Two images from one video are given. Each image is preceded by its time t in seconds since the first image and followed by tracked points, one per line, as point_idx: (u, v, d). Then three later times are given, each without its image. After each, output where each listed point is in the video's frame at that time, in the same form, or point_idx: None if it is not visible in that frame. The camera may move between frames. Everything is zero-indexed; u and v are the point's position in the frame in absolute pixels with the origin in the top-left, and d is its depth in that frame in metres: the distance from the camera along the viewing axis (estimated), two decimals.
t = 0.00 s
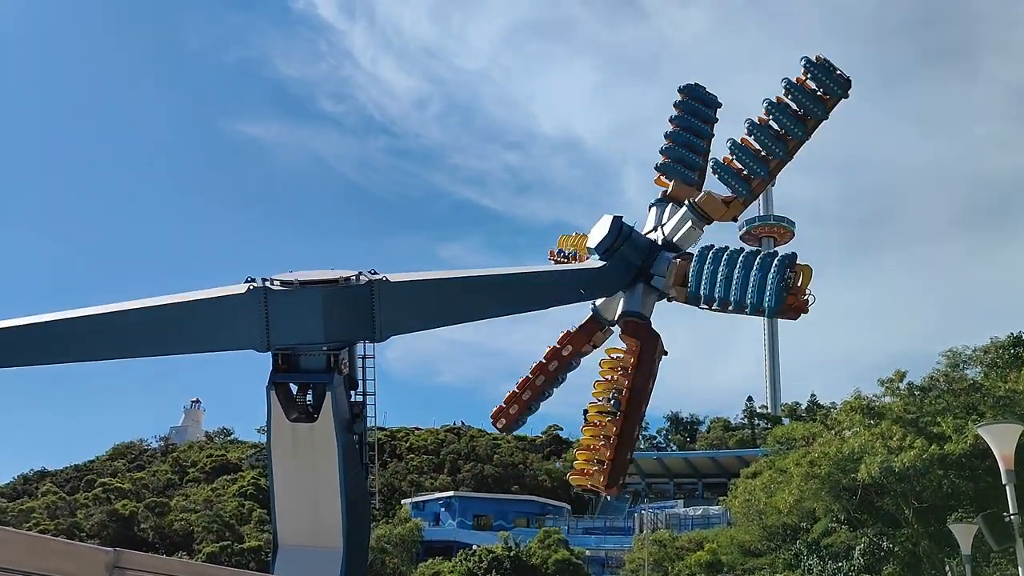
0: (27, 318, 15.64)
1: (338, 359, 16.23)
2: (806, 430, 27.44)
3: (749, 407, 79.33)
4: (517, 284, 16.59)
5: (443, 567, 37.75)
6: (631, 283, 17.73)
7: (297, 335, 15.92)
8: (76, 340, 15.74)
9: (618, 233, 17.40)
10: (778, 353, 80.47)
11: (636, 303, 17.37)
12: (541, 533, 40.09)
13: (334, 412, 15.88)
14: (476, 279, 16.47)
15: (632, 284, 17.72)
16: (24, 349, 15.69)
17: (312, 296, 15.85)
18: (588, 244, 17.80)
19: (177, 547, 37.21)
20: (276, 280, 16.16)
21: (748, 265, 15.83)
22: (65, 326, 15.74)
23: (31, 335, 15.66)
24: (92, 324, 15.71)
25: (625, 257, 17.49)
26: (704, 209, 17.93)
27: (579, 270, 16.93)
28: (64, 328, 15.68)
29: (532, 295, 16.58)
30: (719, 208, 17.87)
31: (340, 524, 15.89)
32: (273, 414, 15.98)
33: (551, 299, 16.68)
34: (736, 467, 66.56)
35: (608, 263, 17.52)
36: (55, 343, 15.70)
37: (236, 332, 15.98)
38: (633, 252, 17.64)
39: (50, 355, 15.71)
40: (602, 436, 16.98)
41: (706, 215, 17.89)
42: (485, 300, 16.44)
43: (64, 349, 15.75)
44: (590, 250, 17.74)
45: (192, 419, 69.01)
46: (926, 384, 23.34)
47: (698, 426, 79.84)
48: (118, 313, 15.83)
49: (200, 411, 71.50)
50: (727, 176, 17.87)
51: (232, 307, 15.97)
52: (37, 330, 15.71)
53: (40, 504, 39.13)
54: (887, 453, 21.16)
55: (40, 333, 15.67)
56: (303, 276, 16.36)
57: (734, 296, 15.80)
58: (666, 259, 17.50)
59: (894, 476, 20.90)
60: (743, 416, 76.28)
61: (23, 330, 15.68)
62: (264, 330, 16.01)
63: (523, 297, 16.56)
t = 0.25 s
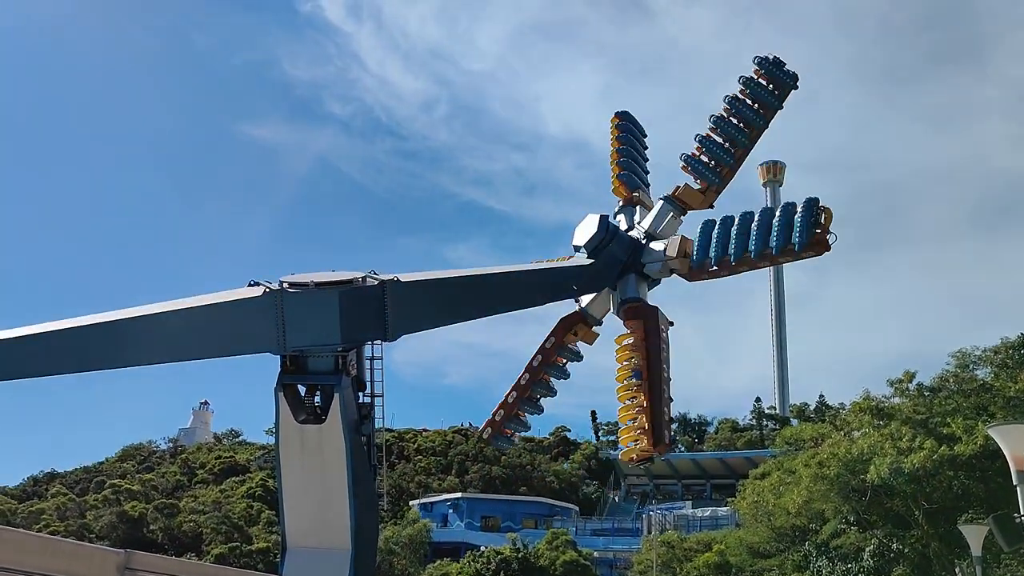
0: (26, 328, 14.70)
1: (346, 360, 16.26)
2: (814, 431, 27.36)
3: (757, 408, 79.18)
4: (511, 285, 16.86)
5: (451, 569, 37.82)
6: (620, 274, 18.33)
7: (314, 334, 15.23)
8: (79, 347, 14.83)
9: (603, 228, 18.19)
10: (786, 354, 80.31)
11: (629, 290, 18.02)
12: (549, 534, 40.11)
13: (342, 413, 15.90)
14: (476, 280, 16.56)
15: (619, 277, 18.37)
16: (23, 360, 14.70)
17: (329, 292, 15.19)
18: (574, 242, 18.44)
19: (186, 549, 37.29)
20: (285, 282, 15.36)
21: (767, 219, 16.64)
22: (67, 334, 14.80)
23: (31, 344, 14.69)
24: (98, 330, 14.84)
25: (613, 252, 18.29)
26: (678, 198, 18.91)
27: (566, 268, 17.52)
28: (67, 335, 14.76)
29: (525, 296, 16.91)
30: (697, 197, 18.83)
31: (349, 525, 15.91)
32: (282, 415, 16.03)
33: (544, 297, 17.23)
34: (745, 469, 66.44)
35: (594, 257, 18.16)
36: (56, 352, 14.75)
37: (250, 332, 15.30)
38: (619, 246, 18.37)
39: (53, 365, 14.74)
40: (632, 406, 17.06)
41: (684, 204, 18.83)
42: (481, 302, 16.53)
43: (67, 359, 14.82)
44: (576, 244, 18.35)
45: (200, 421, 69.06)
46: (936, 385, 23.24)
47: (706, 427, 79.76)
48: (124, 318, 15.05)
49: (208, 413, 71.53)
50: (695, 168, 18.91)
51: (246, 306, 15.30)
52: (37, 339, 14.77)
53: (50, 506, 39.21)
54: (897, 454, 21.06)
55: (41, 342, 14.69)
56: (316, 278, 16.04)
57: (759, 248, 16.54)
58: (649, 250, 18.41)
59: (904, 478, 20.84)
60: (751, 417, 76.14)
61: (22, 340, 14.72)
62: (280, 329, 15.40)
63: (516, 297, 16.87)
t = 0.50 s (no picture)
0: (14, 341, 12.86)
1: (356, 361, 16.27)
2: (825, 431, 27.26)
3: (767, 407, 78.95)
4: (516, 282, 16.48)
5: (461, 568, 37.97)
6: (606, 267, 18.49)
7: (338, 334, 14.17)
8: (76, 358, 13.05)
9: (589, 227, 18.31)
10: (796, 353, 80.08)
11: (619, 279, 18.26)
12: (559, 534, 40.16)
13: (352, 413, 15.94)
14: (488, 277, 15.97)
15: (606, 270, 18.57)
16: (11, 377, 12.83)
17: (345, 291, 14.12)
18: (559, 239, 18.45)
19: (198, 549, 37.47)
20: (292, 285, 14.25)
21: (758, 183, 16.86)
22: (61, 345, 12.98)
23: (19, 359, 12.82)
24: (99, 341, 13.06)
25: (599, 248, 18.42)
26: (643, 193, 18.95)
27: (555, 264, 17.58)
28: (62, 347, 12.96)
29: (524, 292, 16.73)
30: (665, 188, 18.74)
31: (359, 526, 15.92)
32: (292, 416, 16.07)
33: (540, 292, 17.18)
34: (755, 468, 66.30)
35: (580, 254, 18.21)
36: (50, 367, 12.92)
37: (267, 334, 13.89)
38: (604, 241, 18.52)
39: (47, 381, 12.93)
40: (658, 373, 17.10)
41: (653, 198, 18.81)
42: (490, 299, 15.96)
43: (61, 373, 12.98)
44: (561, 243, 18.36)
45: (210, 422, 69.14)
46: (948, 384, 23.13)
47: (716, 427, 79.60)
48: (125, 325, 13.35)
49: (218, 414, 71.58)
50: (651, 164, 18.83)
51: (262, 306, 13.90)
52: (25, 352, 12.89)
53: (62, 507, 39.46)
54: (909, 453, 20.96)
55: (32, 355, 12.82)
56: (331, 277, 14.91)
57: (757, 208, 16.76)
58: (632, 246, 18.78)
59: (914, 477, 20.76)
60: (762, 416, 75.93)
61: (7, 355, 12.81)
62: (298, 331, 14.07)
63: (519, 294, 16.52)
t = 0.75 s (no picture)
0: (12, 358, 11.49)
1: (367, 361, 16.28)
2: (838, 428, 27.15)
3: (779, 405, 78.72)
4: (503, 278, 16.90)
5: (473, 567, 38.05)
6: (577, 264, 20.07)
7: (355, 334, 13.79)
8: (88, 373, 11.89)
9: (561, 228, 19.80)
10: (808, 351, 79.84)
11: (603, 267, 19.96)
12: (571, 533, 40.16)
13: (364, 413, 15.96)
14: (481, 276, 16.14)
15: (586, 262, 20.18)
16: (10, 396, 11.50)
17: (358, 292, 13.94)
18: (537, 236, 19.84)
19: (211, 548, 37.65)
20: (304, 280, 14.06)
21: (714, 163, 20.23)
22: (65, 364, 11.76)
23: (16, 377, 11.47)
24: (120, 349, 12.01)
25: (574, 245, 19.97)
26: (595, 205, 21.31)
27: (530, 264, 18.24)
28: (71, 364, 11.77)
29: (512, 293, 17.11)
30: (616, 183, 21.45)
31: (372, 524, 15.95)
32: (304, 415, 16.10)
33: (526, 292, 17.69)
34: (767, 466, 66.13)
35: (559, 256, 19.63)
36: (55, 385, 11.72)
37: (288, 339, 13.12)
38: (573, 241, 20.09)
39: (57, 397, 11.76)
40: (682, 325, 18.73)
41: (609, 193, 21.38)
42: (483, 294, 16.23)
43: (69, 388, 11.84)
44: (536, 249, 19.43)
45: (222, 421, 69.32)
46: (962, 380, 23.00)
47: (728, 424, 79.45)
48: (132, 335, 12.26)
49: (230, 414, 71.77)
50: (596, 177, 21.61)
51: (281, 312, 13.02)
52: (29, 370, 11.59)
53: (77, 506, 39.70)
54: (923, 450, 20.85)
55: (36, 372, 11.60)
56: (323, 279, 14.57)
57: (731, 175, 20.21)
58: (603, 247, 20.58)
59: (929, 474, 20.66)
60: (774, 414, 75.72)
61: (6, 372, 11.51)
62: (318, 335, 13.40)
63: (505, 290, 16.83)
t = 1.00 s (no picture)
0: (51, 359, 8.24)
1: (378, 359, 16.28)
2: (851, 424, 27.03)
3: (791, 400, 78.46)
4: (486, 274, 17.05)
5: (485, 565, 38.13)
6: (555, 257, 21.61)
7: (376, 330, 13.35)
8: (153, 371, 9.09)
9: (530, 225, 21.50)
10: (820, 347, 79.49)
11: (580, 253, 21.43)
12: (583, 530, 40.17)
13: (376, 411, 15.99)
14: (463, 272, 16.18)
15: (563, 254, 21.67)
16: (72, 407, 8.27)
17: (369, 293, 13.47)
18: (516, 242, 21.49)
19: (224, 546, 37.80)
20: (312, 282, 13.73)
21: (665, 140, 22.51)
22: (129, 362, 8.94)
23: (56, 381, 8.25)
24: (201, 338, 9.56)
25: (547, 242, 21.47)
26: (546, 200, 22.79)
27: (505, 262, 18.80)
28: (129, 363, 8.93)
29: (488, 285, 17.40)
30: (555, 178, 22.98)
31: (385, 522, 15.97)
32: (316, 413, 16.14)
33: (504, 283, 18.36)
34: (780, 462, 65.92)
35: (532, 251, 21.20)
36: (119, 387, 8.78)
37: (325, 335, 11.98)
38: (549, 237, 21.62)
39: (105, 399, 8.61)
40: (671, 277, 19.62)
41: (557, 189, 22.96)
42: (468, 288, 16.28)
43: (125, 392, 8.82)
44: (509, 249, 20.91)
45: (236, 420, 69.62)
46: (976, 375, 22.87)
47: (740, 421, 79.28)
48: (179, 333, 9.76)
49: (243, 412, 72.07)
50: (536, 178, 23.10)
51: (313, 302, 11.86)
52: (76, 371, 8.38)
53: (91, 505, 39.93)
54: (937, 445, 20.74)
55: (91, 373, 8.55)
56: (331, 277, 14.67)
57: (679, 146, 22.57)
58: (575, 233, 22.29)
59: (943, 469, 20.55)
60: (786, 410, 75.47)
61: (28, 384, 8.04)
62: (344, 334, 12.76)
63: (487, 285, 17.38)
